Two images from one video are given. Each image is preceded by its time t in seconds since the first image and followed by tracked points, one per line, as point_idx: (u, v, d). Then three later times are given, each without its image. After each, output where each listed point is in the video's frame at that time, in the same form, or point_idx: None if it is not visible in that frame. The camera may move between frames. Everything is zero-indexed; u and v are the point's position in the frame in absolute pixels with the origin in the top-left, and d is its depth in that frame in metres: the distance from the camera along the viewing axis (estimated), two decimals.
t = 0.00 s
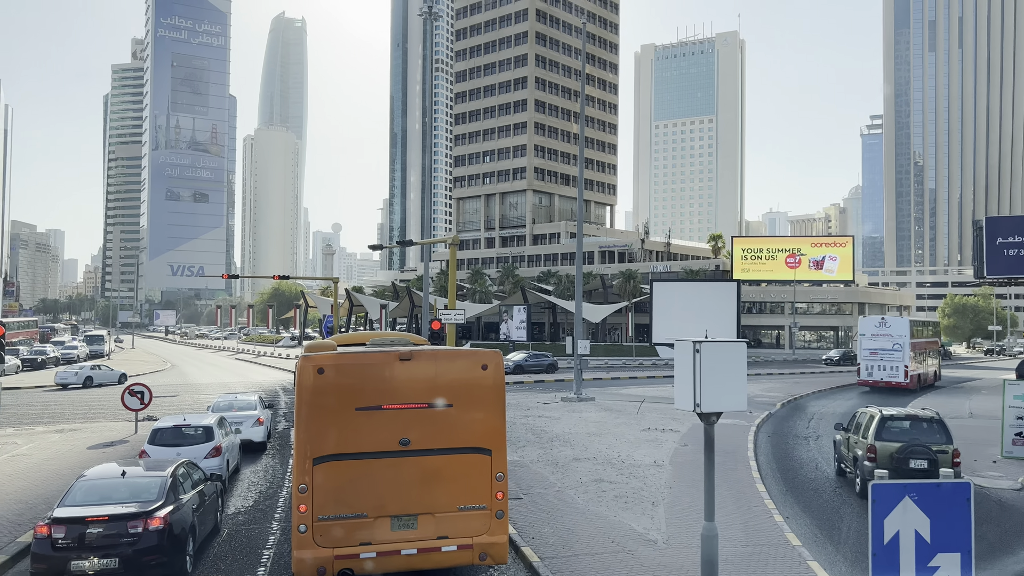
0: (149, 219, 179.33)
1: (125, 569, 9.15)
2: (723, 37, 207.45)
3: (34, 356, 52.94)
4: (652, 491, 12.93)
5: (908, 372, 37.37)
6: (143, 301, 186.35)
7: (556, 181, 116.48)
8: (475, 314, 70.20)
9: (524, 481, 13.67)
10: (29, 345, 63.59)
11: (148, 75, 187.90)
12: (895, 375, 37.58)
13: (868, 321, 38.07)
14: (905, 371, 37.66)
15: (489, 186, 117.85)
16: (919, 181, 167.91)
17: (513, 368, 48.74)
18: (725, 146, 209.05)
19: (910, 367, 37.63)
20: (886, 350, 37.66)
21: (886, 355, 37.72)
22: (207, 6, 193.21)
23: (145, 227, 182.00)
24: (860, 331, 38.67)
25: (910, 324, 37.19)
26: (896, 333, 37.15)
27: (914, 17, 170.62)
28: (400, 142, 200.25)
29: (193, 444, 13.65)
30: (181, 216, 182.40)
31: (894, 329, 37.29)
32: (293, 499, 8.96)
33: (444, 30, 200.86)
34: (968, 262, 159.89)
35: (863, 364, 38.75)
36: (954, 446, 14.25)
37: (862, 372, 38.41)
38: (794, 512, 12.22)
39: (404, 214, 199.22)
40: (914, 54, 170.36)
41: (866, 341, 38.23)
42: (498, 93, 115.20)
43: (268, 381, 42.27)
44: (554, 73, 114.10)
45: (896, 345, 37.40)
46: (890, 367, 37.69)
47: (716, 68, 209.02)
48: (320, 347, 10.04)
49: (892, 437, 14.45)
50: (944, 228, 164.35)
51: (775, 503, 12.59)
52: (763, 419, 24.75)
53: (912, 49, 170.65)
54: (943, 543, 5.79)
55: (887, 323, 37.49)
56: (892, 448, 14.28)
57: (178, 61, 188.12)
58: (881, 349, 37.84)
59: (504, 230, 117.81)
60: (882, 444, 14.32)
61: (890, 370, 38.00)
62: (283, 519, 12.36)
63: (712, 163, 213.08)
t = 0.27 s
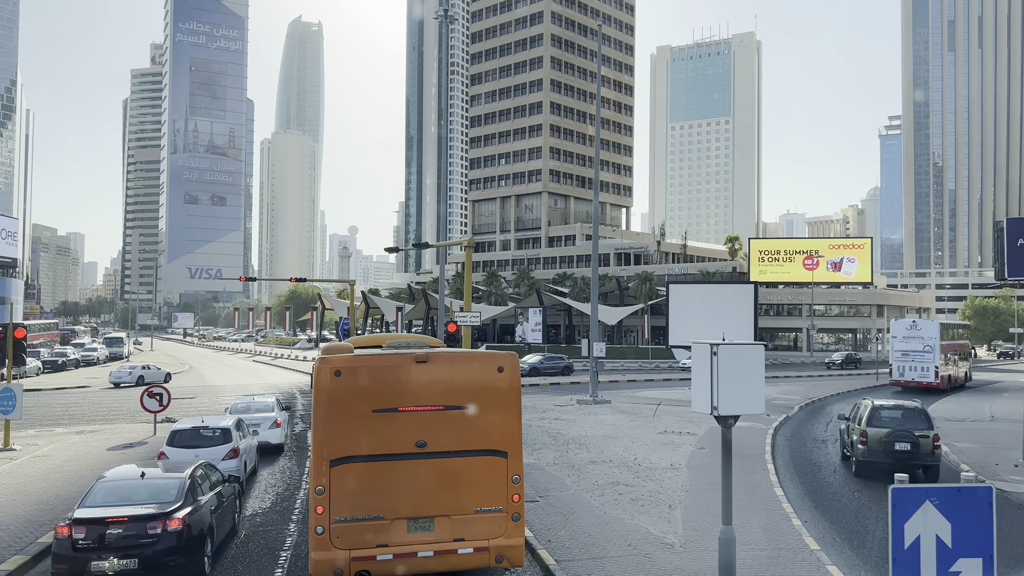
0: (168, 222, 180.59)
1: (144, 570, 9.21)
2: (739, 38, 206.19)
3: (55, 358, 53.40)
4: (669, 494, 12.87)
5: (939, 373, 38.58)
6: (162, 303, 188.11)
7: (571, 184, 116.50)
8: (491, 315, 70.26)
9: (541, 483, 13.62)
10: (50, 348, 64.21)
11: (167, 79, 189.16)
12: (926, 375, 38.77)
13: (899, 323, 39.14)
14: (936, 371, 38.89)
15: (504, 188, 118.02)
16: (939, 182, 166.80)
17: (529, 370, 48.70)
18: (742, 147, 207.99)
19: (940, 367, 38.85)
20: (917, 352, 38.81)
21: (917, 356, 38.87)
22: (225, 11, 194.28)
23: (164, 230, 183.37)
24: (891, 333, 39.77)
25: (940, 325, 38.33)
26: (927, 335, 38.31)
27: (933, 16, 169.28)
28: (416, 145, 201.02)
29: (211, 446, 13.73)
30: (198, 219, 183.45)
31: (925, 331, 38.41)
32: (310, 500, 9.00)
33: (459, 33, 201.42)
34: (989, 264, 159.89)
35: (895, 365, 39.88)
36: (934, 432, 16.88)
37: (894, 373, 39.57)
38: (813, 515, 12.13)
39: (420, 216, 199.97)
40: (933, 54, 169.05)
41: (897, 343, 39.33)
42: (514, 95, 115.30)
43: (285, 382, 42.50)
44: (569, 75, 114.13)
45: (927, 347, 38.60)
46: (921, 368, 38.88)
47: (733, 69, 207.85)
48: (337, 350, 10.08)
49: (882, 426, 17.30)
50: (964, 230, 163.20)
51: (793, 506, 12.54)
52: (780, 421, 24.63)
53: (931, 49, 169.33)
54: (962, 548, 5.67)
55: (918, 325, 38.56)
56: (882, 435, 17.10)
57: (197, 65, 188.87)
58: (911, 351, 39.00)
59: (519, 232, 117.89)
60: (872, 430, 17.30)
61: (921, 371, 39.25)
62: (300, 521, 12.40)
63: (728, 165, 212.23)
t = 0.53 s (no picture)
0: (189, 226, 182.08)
1: (166, 570, 9.30)
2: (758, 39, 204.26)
3: (78, 361, 53.90)
4: (689, 497, 12.82)
5: (973, 375, 39.16)
6: (183, 307, 190.04)
7: (589, 186, 116.33)
8: (508, 319, 70.36)
9: (559, 488, 13.60)
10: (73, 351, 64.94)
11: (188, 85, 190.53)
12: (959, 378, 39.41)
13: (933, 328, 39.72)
14: (971, 373, 39.40)
15: (521, 192, 117.98)
16: (962, 183, 165.16)
17: (546, 373, 48.65)
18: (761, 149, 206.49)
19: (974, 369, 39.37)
20: (951, 355, 39.47)
21: (951, 360, 39.54)
22: (245, 17, 195.14)
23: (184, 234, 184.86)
24: (926, 336, 40.30)
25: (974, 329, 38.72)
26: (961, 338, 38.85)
27: (955, 16, 167.21)
28: (433, 149, 201.74)
29: (231, 448, 13.82)
30: (219, 223, 184.56)
31: (959, 335, 38.88)
32: (330, 502, 9.03)
33: (477, 37, 201.80)
34: (1013, 266, 157.69)
35: (930, 367, 40.50)
36: (932, 423, 18.35)
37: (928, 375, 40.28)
38: (835, 521, 12.00)
39: (437, 220, 200.60)
40: (955, 55, 167.10)
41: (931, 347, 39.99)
42: (531, 98, 115.32)
43: (304, 386, 42.74)
44: (587, 78, 113.98)
45: (961, 350, 39.16)
46: (955, 371, 39.49)
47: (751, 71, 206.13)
48: (356, 354, 10.12)
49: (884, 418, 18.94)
50: (987, 232, 161.46)
51: (814, 512, 12.41)
52: (800, 425, 24.44)
53: (954, 50, 167.34)
54: (986, 555, 5.52)
55: (952, 329, 39.07)
56: (884, 425, 18.72)
57: (217, 71, 189.39)
58: (944, 354, 39.77)
59: (537, 236, 117.80)
60: (876, 421, 18.91)
61: (956, 372, 39.72)
62: (319, 523, 12.45)
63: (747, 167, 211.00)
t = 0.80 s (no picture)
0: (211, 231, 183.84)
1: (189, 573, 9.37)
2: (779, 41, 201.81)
3: (104, 365, 54.69)
4: (710, 503, 12.73)
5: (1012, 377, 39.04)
6: (206, 311, 192.31)
7: (609, 190, 116.11)
8: (529, 323, 70.48)
9: (580, 492, 13.56)
10: (100, 355, 65.95)
11: (211, 91, 192.70)
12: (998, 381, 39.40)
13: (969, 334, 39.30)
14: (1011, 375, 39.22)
15: (541, 196, 118.28)
16: (988, 185, 163.03)
17: (567, 378, 48.62)
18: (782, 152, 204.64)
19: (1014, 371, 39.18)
20: (988, 358, 39.25)
21: (988, 364, 39.38)
22: (267, 24, 197.19)
23: (208, 239, 186.79)
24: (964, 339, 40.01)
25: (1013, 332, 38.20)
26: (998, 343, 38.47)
27: (980, 16, 164.83)
28: (454, 153, 202.73)
29: (254, 451, 13.94)
30: (242, 228, 186.00)
31: (997, 340, 38.40)
32: (352, 507, 9.06)
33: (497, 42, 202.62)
34: None
35: (969, 369, 40.48)
36: (943, 418, 20.38)
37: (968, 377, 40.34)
38: (860, 526, 11.86)
39: (458, 224, 201.11)
40: (980, 55, 164.64)
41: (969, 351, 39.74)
42: (550, 102, 115.69)
43: (326, 389, 43.00)
44: (607, 82, 113.83)
45: (999, 354, 38.84)
46: (993, 375, 39.46)
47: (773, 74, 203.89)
48: (377, 357, 10.15)
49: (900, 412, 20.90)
50: (1014, 234, 159.24)
51: (838, 517, 12.30)
52: (823, 431, 24.22)
53: (978, 50, 164.87)
54: (1016, 561, 5.34)
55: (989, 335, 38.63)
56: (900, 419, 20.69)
57: (240, 77, 192.30)
58: (981, 358, 39.55)
59: (557, 240, 117.74)
60: (891, 415, 20.84)
61: (995, 374, 39.65)
62: (341, 526, 12.51)
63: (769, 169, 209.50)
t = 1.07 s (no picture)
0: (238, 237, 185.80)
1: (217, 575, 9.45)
2: (804, 43, 198.80)
3: (132, 370, 55.42)
4: (736, 509, 12.62)
5: None
6: (232, 316, 194.67)
7: (632, 194, 115.53)
8: (552, 327, 70.49)
9: (604, 497, 13.51)
10: (129, 360, 66.88)
11: (237, 98, 194.66)
12: None
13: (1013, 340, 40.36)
14: None
15: (564, 200, 118.29)
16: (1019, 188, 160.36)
17: (591, 382, 48.50)
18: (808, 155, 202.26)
19: None
20: None
21: None
22: (293, 32, 198.70)
23: (235, 245, 188.83)
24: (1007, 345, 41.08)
25: None
26: None
27: (1010, 15, 161.74)
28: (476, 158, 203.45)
29: (281, 455, 14.06)
30: (267, 234, 187.77)
31: None
32: (377, 510, 9.12)
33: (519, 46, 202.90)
34: None
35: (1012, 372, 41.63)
36: (967, 415, 22.08)
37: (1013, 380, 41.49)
38: (888, 533, 11.73)
39: (480, 229, 201.54)
40: (1010, 55, 161.46)
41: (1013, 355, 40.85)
42: (574, 107, 115.72)
43: (351, 394, 43.26)
44: (630, 86, 113.54)
45: None
46: None
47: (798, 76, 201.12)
48: (401, 362, 10.20)
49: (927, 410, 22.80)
50: None
51: (867, 524, 12.13)
52: (851, 436, 23.91)
53: (1009, 50, 161.61)
54: None
55: None
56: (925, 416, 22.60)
57: (265, 85, 193.50)
58: None
59: (580, 244, 117.47)
60: (917, 412, 22.74)
61: None
62: (367, 530, 12.56)
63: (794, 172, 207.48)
